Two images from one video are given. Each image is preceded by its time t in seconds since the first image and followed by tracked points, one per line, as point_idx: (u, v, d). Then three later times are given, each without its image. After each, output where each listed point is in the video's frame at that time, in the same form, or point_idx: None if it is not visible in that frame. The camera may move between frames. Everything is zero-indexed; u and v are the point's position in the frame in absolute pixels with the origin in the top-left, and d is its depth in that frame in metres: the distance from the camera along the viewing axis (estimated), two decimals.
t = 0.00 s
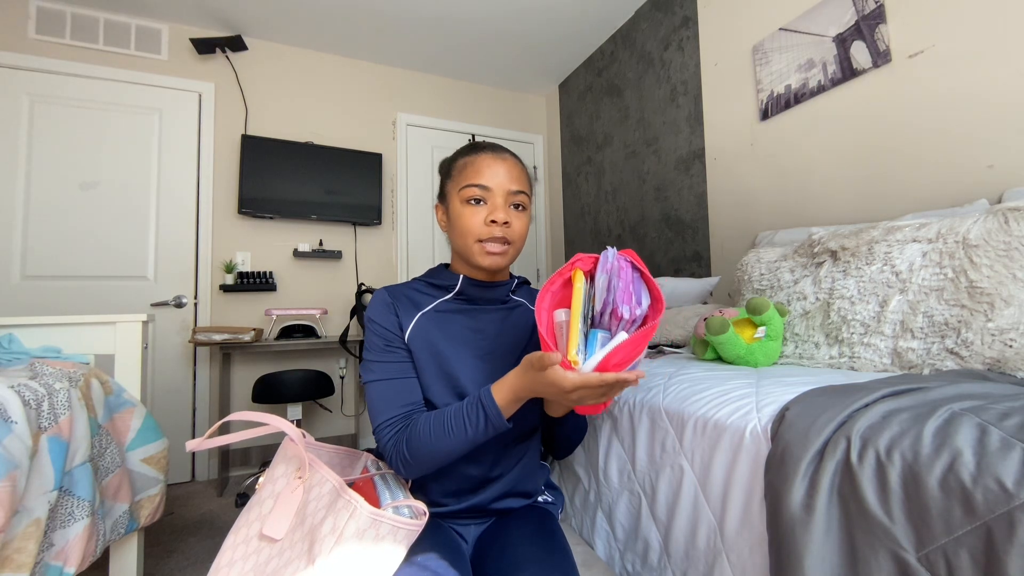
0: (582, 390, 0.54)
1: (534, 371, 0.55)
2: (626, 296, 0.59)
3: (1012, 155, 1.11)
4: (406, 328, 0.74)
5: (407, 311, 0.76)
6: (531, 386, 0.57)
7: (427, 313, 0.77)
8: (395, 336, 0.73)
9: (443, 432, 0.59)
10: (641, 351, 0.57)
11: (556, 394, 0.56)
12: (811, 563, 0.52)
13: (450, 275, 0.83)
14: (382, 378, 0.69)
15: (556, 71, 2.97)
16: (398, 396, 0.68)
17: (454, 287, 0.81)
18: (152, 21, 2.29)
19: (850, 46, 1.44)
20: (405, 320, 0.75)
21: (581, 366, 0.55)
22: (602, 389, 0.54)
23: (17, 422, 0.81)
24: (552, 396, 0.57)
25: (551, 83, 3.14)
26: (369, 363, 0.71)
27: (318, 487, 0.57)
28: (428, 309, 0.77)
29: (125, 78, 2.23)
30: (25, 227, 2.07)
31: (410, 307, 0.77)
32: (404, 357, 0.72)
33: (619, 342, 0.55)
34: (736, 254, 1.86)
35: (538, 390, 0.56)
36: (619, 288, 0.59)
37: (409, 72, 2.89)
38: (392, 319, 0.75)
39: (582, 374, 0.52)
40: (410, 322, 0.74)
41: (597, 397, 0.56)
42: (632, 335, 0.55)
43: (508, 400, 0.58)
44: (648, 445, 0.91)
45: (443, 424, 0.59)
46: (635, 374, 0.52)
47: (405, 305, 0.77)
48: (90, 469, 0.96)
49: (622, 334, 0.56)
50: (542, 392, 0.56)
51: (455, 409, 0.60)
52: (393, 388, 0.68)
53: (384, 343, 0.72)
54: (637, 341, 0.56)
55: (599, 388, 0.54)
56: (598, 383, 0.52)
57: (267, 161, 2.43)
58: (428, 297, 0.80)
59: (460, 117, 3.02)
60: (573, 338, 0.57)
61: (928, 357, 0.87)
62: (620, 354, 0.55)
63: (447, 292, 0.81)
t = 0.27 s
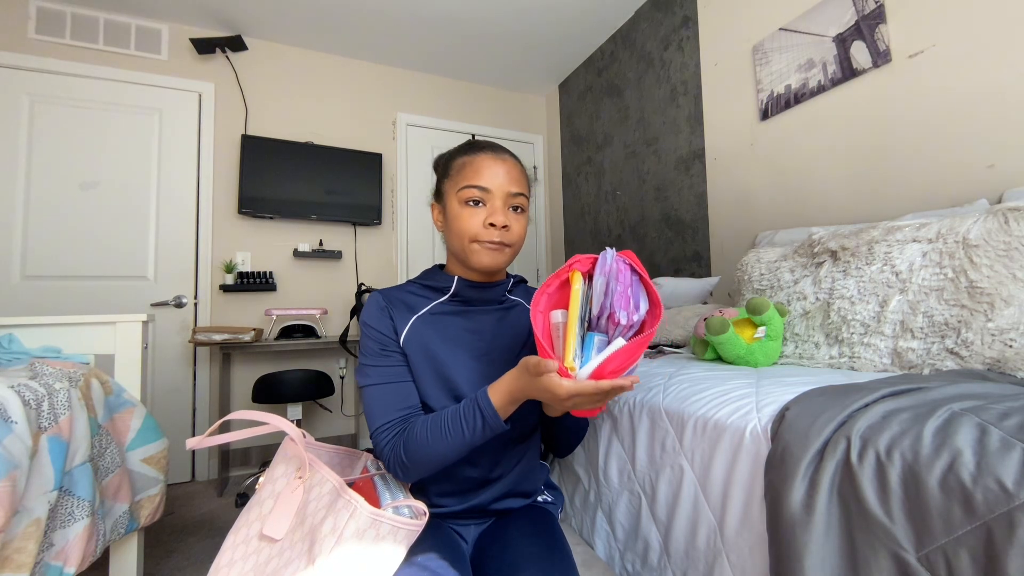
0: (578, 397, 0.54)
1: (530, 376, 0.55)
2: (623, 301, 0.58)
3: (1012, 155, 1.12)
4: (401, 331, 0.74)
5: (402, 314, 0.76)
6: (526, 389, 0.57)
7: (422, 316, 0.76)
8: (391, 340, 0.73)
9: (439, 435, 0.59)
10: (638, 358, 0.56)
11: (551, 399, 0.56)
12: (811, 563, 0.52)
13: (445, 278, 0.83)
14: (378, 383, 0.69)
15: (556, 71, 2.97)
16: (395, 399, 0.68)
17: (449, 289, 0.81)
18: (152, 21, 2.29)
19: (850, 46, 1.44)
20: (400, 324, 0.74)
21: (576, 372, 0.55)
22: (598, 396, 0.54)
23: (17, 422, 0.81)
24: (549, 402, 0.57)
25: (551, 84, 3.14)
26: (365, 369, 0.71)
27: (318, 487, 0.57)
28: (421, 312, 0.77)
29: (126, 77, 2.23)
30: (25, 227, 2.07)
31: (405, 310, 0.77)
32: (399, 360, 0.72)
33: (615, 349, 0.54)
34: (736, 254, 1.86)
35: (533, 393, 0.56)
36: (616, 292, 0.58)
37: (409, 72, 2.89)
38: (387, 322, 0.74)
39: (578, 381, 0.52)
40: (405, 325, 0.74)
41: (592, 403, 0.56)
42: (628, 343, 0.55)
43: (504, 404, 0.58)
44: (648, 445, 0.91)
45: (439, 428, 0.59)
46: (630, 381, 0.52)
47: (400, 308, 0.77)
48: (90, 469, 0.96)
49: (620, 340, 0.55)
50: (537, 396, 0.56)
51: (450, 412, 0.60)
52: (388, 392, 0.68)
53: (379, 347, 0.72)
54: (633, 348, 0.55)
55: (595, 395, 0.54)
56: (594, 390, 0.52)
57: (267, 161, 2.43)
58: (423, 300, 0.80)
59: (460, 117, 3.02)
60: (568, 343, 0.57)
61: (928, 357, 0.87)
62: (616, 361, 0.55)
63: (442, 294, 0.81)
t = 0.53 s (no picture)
0: (569, 398, 0.53)
1: (522, 376, 0.54)
2: (611, 297, 0.58)
3: (1012, 155, 1.12)
4: (397, 333, 0.74)
5: (398, 316, 0.76)
6: (519, 390, 0.56)
7: (419, 317, 0.77)
8: (387, 342, 0.73)
9: (432, 438, 0.59)
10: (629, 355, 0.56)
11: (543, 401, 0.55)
12: (811, 564, 0.52)
13: (442, 278, 0.83)
14: (375, 384, 0.69)
15: (556, 71, 2.97)
16: (391, 401, 0.68)
17: (446, 290, 0.81)
18: (152, 21, 2.29)
19: (850, 46, 1.44)
20: (396, 325, 0.75)
21: (569, 373, 0.55)
22: (589, 396, 0.54)
23: (17, 422, 0.81)
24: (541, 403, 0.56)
25: (551, 83, 3.14)
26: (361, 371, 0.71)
27: (318, 487, 0.57)
28: (418, 313, 0.77)
29: (126, 77, 2.23)
30: (25, 227, 2.07)
31: (402, 311, 0.77)
32: (395, 362, 0.72)
33: (606, 348, 0.54)
34: (736, 254, 1.86)
35: (525, 395, 0.56)
36: (604, 289, 0.58)
37: (409, 72, 2.89)
38: (384, 324, 0.75)
39: (571, 382, 0.52)
40: (401, 327, 0.74)
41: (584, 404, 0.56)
42: (619, 341, 0.55)
43: (497, 405, 0.58)
44: (649, 445, 0.91)
45: (432, 430, 0.59)
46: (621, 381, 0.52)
47: (397, 309, 0.77)
48: (90, 469, 0.96)
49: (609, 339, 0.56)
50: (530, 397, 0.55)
51: (443, 414, 0.60)
52: (384, 393, 0.69)
53: (375, 349, 0.72)
54: (624, 345, 0.55)
55: (586, 396, 0.54)
56: (585, 391, 0.52)
57: (267, 161, 2.43)
58: (420, 301, 0.80)
59: (460, 117, 3.02)
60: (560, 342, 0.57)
61: (928, 357, 0.87)
62: (607, 359, 0.55)
63: (439, 295, 0.81)
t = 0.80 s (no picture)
0: (556, 416, 0.52)
1: (510, 390, 0.53)
2: (623, 323, 0.58)
3: (1012, 155, 1.12)
4: (394, 334, 0.74)
5: (395, 317, 0.76)
6: (508, 402, 0.55)
7: (416, 319, 0.76)
8: (384, 343, 0.73)
9: (426, 443, 0.59)
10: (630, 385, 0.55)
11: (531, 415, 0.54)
12: (811, 564, 0.52)
13: (440, 278, 0.83)
14: (371, 386, 0.69)
15: (556, 71, 2.97)
16: (387, 402, 0.68)
17: (444, 290, 0.81)
18: (152, 21, 2.29)
19: (850, 46, 1.44)
20: (393, 327, 0.74)
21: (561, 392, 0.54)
22: (574, 418, 0.52)
23: (17, 422, 0.81)
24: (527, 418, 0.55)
25: (551, 83, 3.14)
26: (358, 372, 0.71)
27: (318, 487, 0.57)
28: (415, 314, 0.77)
29: (126, 77, 2.23)
30: (25, 226, 2.07)
31: (399, 312, 0.77)
32: (392, 364, 0.72)
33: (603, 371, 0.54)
34: (736, 254, 1.86)
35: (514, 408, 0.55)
36: (619, 313, 0.58)
37: (409, 72, 2.89)
38: (381, 325, 0.74)
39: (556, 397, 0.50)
40: (398, 329, 0.74)
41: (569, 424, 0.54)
42: (618, 367, 0.55)
43: (486, 414, 0.57)
44: (648, 445, 0.91)
45: (426, 434, 0.59)
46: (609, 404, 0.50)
47: (394, 311, 0.77)
48: (90, 469, 0.96)
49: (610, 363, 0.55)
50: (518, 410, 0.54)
51: (436, 421, 0.60)
52: (381, 395, 0.68)
53: (372, 351, 0.72)
54: (625, 374, 0.55)
55: (574, 416, 0.52)
56: (569, 412, 0.50)
57: (267, 161, 2.43)
58: (417, 302, 0.80)
59: (460, 117, 3.02)
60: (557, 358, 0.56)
61: (928, 357, 0.87)
62: (601, 384, 0.54)
63: (437, 295, 0.81)
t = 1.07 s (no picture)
0: (556, 403, 0.52)
1: (509, 379, 0.54)
2: (617, 310, 0.58)
3: (1012, 155, 1.12)
4: (395, 333, 0.74)
5: (396, 316, 0.76)
6: (508, 392, 0.55)
7: (417, 318, 0.76)
8: (385, 341, 0.73)
9: (426, 441, 0.59)
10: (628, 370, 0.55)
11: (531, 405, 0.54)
12: (811, 564, 0.52)
13: (441, 278, 0.83)
14: (372, 384, 0.69)
15: (556, 71, 2.97)
16: (388, 401, 0.68)
17: (445, 290, 0.81)
18: (152, 21, 2.29)
19: (850, 46, 1.44)
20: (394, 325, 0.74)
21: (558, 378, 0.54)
22: (574, 405, 0.52)
23: (17, 422, 0.81)
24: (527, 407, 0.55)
25: (551, 84, 3.14)
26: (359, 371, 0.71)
27: (318, 487, 0.57)
28: (416, 313, 0.77)
29: (126, 77, 2.23)
30: (25, 226, 2.07)
31: (400, 311, 0.77)
32: (393, 362, 0.72)
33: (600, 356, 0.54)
34: (736, 254, 1.86)
35: (514, 398, 0.55)
36: (613, 300, 0.59)
37: (409, 72, 2.89)
38: (382, 324, 0.74)
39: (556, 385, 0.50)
40: (399, 327, 0.74)
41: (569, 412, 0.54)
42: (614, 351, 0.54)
43: (487, 405, 0.57)
44: (648, 445, 0.91)
45: (426, 432, 0.59)
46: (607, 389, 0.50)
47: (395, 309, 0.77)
48: (90, 469, 0.96)
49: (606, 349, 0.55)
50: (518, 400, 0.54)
51: (436, 417, 0.60)
52: (381, 393, 0.69)
53: (372, 349, 0.72)
54: (621, 358, 0.54)
55: (573, 402, 0.52)
56: (569, 398, 0.50)
57: (267, 161, 2.43)
58: (418, 301, 0.80)
59: (460, 117, 3.02)
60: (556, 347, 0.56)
61: (928, 357, 0.87)
62: (599, 369, 0.54)
63: (438, 295, 0.81)
